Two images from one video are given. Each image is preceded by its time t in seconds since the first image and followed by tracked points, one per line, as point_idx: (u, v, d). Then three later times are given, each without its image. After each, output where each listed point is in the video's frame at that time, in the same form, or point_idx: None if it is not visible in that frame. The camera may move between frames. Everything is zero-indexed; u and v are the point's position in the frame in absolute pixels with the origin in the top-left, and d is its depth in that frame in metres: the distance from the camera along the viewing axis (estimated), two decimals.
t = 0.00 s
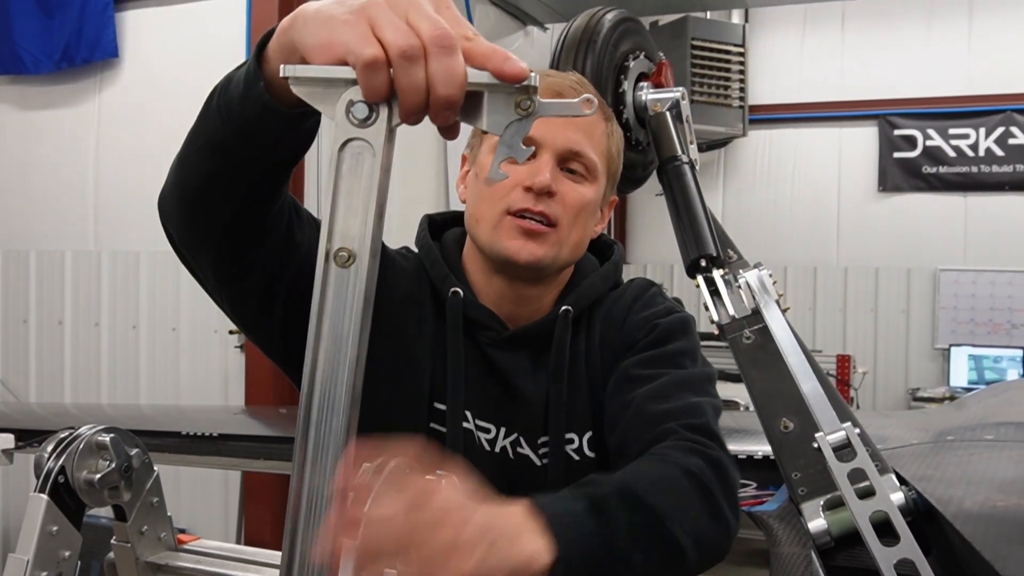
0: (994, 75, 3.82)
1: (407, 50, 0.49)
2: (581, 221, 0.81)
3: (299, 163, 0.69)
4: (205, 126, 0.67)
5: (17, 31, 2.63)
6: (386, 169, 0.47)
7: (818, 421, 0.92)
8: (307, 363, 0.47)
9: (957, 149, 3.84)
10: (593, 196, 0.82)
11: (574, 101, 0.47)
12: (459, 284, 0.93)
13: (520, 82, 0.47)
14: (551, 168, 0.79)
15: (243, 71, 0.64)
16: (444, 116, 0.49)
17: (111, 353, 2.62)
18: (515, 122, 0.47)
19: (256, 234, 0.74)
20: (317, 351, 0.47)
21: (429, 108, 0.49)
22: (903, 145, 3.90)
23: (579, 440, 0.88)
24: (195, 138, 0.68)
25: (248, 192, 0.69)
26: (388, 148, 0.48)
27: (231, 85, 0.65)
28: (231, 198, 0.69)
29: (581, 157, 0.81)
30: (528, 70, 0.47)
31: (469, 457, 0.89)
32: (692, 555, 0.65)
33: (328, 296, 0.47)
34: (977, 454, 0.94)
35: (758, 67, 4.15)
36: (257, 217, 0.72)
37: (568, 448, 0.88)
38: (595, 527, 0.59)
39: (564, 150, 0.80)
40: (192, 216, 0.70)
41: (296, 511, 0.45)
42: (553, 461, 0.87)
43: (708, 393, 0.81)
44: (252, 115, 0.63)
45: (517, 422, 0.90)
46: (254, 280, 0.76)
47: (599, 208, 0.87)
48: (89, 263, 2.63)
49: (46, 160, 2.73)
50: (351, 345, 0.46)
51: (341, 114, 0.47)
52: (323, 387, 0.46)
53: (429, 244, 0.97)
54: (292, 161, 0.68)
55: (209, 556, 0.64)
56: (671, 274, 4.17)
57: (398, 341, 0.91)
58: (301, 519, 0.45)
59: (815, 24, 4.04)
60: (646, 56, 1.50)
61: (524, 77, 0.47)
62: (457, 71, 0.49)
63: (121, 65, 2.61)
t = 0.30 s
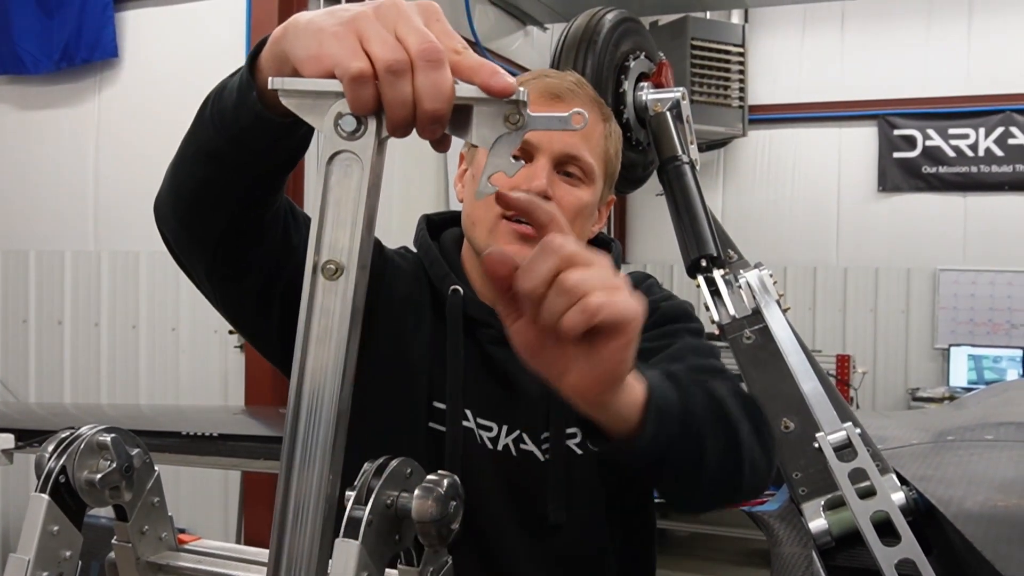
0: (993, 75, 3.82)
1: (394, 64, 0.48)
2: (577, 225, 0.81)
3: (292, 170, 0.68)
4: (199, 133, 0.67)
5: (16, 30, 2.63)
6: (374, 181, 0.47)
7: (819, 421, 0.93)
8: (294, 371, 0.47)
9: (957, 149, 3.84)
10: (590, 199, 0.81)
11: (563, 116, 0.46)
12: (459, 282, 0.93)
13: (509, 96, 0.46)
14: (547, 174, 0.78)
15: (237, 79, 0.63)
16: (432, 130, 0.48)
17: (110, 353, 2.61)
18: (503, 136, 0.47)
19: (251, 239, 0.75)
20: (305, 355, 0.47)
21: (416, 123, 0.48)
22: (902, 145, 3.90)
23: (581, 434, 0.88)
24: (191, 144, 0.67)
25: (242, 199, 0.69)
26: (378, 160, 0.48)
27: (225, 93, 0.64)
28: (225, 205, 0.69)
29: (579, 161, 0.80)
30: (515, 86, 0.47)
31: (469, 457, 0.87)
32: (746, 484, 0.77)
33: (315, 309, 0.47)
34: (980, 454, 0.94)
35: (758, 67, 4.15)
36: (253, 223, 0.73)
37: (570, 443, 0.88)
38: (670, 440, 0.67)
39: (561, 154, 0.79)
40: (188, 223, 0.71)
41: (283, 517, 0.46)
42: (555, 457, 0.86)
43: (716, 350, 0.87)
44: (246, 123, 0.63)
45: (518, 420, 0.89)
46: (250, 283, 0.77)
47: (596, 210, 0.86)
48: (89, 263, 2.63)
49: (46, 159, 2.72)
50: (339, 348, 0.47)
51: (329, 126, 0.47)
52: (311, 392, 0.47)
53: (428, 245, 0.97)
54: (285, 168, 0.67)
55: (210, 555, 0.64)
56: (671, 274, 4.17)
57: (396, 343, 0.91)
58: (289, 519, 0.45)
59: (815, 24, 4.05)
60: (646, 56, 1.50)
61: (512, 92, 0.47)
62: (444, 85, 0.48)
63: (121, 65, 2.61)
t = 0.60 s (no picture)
0: (995, 75, 3.81)
1: (396, 72, 0.48)
2: (579, 226, 0.81)
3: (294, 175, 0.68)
4: (204, 139, 0.67)
5: (17, 31, 2.63)
6: (377, 188, 0.47)
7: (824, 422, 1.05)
8: (301, 374, 0.47)
9: (959, 149, 3.84)
10: (591, 201, 0.81)
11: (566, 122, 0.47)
12: (462, 283, 0.94)
13: (513, 103, 0.46)
14: (550, 176, 0.78)
15: (239, 86, 0.63)
16: (434, 138, 0.48)
17: (113, 354, 2.62)
18: (507, 143, 0.46)
19: (252, 245, 0.74)
20: (311, 358, 0.47)
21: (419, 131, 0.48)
22: (904, 145, 3.89)
23: (586, 433, 0.89)
24: (194, 150, 0.67)
25: (243, 205, 0.69)
26: (382, 169, 0.48)
27: (228, 99, 0.64)
28: (227, 210, 0.69)
29: (582, 163, 0.80)
30: (518, 92, 0.46)
31: (473, 459, 0.87)
32: (767, 467, 0.77)
33: (319, 316, 0.47)
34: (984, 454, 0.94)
35: (759, 67, 4.15)
36: (255, 228, 0.73)
37: (576, 441, 0.88)
38: (696, 425, 0.66)
39: (563, 157, 0.79)
40: (190, 228, 0.71)
41: (291, 520, 0.46)
42: (560, 455, 0.86)
43: (721, 343, 0.87)
44: (250, 131, 0.63)
45: (523, 420, 0.89)
46: (250, 288, 0.78)
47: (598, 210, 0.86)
48: (92, 264, 2.63)
49: (49, 160, 2.73)
50: (345, 354, 0.47)
51: (332, 135, 0.48)
52: (317, 396, 0.47)
53: (431, 248, 0.97)
54: (288, 174, 0.67)
55: (214, 557, 0.64)
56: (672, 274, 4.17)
57: (400, 346, 0.91)
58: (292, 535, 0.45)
59: (816, 25, 4.04)
60: (648, 56, 1.51)
61: (515, 99, 0.46)
62: (446, 92, 0.48)
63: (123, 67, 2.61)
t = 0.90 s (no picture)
0: (996, 74, 3.80)
1: (389, 70, 0.48)
2: (580, 226, 0.81)
3: (293, 176, 0.68)
4: (204, 139, 0.67)
5: (18, 31, 2.63)
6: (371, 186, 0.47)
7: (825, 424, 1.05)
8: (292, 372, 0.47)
9: (960, 148, 3.84)
10: (594, 201, 0.81)
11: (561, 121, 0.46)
12: (462, 283, 0.94)
13: (506, 101, 0.46)
14: (553, 175, 0.78)
15: (238, 86, 0.63)
16: (427, 136, 0.48)
17: (114, 354, 2.62)
18: (501, 141, 0.46)
19: (253, 246, 0.75)
20: (303, 356, 0.47)
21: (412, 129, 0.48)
22: (905, 144, 3.89)
23: (587, 433, 0.88)
24: (194, 151, 0.68)
25: (242, 206, 0.69)
26: (376, 167, 0.48)
27: (227, 100, 0.65)
28: (228, 211, 0.69)
29: (585, 162, 0.80)
30: (512, 90, 0.46)
31: (473, 458, 0.87)
32: (764, 468, 0.77)
33: (315, 315, 0.47)
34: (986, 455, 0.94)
35: (759, 68, 4.15)
36: (256, 229, 0.73)
37: (577, 441, 0.88)
38: (690, 423, 0.66)
39: (565, 156, 0.79)
40: (191, 228, 0.71)
41: (281, 519, 0.46)
42: (561, 456, 0.86)
43: (721, 343, 0.87)
44: (248, 132, 0.63)
45: (524, 420, 0.89)
46: (250, 289, 0.78)
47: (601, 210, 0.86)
48: (93, 264, 2.64)
49: (50, 160, 2.73)
50: (341, 354, 0.47)
51: (326, 133, 0.48)
52: (314, 396, 0.47)
53: (432, 248, 0.97)
54: (287, 175, 0.67)
55: (215, 557, 0.64)
56: (673, 274, 4.17)
57: (401, 346, 0.91)
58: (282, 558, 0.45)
59: (817, 25, 4.04)
60: (649, 57, 1.51)
61: (508, 97, 0.46)
62: (440, 91, 0.48)
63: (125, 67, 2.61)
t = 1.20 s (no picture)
0: (996, 74, 3.80)
1: (379, 71, 0.48)
2: (582, 227, 0.81)
3: (290, 178, 0.67)
4: (200, 142, 0.67)
5: (18, 31, 2.63)
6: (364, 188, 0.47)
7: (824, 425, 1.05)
8: (287, 372, 0.47)
9: (960, 148, 3.84)
10: (596, 202, 0.81)
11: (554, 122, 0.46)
12: (461, 284, 0.94)
13: (497, 103, 0.46)
14: (554, 175, 0.78)
15: (234, 89, 0.63)
16: (418, 137, 0.48)
17: (114, 355, 2.62)
18: (493, 143, 0.46)
19: (250, 249, 0.75)
20: (298, 358, 0.47)
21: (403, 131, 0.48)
22: (905, 144, 3.89)
23: (586, 434, 0.89)
24: (190, 154, 0.68)
25: (239, 209, 0.69)
26: (367, 169, 0.48)
27: (223, 102, 0.64)
28: (225, 213, 0.69)
29: (586, 162, 0.80)
30: (502, 92, 0.46)
31: (473, 459, 0.87)
32: (763, 468, 0.77)
33: (309, 317, 0.47)
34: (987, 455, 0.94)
35: (758, 68, 4.15)
36: (253, 232, 0.73)
37: (576, 443, 0.88)
38: (686, 424, 0.66)
39: (566, 156, 0.79)
40: (188, 231, 0.71)
41: (276, 519, 0.46)
42: (560, 457, 0.86)
43: (722, 343, 0.87)
44: (243, 134, 0.63)
45: (524, 421, 0.89)
46: (247, 292, 0.78)
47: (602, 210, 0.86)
48: (93, 265, 2.64)
49: (49, 161, 2.73)
50: (336, 356, 0.47)
51: (319, 135, 0.48)
52: (311, 398, 0.47)
53: (431, 249, 0.97)
54: (283, 177, 0.67)
55: (215, 558, 0.64)
56: (673, 274, 4.17)
57: (400, 347, 0.91)
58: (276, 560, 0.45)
59: (817, 26, 4.04)
60: (649, 57, 1.51)
61: (499, 99, 0.46)
62: (431, 92, 0.47)
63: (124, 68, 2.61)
